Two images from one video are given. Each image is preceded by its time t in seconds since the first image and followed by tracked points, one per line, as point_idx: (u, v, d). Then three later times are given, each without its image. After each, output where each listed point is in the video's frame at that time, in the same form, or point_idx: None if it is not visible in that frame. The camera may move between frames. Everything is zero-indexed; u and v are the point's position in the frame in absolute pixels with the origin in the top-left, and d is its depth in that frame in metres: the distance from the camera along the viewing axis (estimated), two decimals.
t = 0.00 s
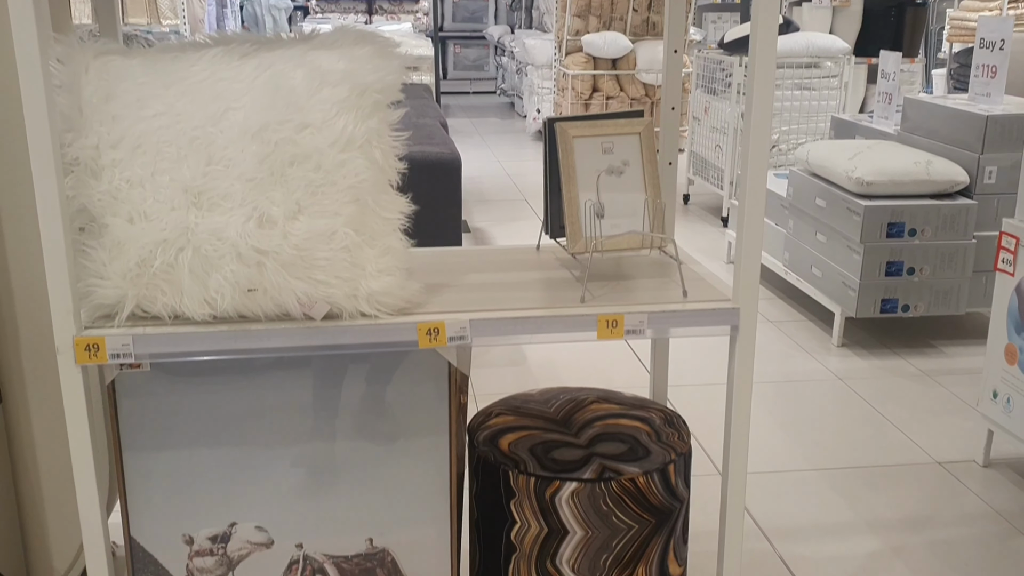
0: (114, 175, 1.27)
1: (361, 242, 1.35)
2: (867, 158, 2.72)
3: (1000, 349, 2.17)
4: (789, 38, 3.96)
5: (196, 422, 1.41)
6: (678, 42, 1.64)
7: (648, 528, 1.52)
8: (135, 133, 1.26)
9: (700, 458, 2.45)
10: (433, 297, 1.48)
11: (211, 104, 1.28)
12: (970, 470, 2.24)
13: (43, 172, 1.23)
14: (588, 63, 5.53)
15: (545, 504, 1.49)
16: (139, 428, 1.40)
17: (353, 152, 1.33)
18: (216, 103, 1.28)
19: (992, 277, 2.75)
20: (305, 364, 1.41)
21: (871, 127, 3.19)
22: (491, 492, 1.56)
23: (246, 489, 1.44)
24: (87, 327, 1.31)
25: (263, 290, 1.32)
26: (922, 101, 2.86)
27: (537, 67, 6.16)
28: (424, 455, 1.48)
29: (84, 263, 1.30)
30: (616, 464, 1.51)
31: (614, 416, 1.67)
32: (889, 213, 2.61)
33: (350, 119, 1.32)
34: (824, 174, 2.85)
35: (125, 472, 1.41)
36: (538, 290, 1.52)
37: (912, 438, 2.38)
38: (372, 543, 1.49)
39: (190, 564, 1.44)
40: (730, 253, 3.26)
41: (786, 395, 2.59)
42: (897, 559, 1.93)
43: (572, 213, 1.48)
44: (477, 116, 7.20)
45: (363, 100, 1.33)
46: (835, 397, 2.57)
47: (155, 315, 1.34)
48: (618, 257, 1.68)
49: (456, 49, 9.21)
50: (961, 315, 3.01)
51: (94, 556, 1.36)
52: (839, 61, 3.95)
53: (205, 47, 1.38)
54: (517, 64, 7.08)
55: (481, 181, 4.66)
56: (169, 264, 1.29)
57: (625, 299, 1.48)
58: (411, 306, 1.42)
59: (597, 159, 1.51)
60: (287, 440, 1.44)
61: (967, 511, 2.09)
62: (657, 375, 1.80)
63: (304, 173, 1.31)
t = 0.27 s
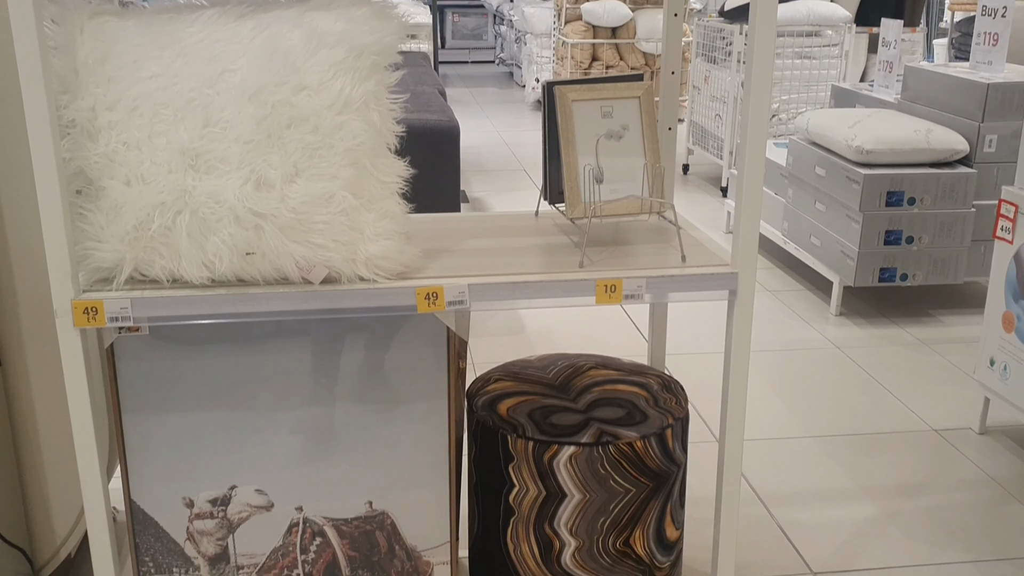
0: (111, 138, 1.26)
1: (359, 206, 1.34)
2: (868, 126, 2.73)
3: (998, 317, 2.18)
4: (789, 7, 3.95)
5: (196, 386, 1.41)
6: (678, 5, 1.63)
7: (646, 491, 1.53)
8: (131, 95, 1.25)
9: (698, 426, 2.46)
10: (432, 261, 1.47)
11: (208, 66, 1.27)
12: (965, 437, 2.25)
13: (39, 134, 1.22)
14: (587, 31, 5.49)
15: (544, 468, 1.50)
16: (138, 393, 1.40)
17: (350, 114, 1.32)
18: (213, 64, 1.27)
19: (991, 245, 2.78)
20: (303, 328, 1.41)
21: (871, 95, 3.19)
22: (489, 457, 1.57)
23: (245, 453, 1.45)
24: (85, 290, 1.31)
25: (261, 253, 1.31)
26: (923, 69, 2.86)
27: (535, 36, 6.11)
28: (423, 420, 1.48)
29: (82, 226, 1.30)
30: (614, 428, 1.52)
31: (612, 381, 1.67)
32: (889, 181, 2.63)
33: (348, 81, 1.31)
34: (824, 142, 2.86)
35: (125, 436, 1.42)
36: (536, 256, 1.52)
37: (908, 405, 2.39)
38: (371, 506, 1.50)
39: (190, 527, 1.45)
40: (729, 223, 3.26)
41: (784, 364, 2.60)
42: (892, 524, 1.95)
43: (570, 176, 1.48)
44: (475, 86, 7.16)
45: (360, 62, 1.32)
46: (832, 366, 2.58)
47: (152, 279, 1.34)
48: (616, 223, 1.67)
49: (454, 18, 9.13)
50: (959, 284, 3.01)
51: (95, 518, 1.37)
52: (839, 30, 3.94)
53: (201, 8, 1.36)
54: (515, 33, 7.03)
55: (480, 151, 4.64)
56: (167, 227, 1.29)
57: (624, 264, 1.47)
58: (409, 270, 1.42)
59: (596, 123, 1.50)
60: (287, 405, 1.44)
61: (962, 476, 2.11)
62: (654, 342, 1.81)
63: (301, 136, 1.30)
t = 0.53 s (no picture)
0: (112, 109, 1.26)
1: (360, 177, 1.34)
2: (870, 101, 2.73)
3: (999, 292, 2.18)
4: None
5: (198, 358, 1.41)
6: None
7: (647, 464, 1.53)
8: (132, 66, 1.25)
9: (698, 401, 2.47)
10: (433, 234, 1.47)
11: (209, 36, 1.27)
12: (964, 411, 2.26)
13: (40, 105, 1.21)
14: (587, 7, 5.45)
15: (545, 441, 1.51)
16: (141, 365, 1.41)
17: (352, 86, 1.32)
18: (214, 34, 1.27)
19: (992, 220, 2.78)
20: (305, 301, 1.42)
21: (873, 71, 3.19)
22: (491, 429, 1.58)
23: (248, 425, 1.45)
24: (87, 262, 1.31)
25: (263, 225, 1.31)
26: (927, 44, 2.86)
27: (535, 11, 6.07)
28: (425, 392, 1.49)
29: (83, 197, 1.30)
30: (615, 401, 1.52)
31: (613, 355, 1.68)
32: (891, 156, 2.64)
33: (349, 52, 1.31)
34: (826, 117, 2.87)
35: (128, 408, 1.42)
36: (538, 229, 1.52)
37: (908, 381, 2.40)
38: (373, 477, 1.51)
39: (193, 497, 1.46)
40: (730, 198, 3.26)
41: (784, 339, 2.60)
42: (891, 498, 1.97)
43: (573, 149, 1.47)
44: (474, 61, 7.12)
45: (361, 32, 1.32)
46: (832, 341, 2.59)
47: (154, 251, 1.34)
48: (618, 197, 1.67)
49: None
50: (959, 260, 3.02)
51: (100, 489, 1.38)
52: (843, 5, 3.96)
53: None
54: (515, 7, 6.98)
55: (479, 127, 4.62)
56: (168, 198, 1.29)
57: (625, 237, 1.47)
58: (411, 243, 1.42)
59: (598, 96, 1.49)
60: (289, 377, 1.44)
61: (960, 450, 2.12)
62: (655, 317, 1.81)
63: (303, 107, 1.29)
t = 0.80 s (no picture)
0: (122, 90, 1.27)
1: (370, 159, 1.34)
2: (878, 85, 2.73)
3: (1006, 277, 2.18)
4: None
5: (208, 339, 1.42)
6: None
7: (654, 446, 1.54)
8: (143, 47, 1.26)
9: (704, 384, 2.47)
10: (442, 216, 1.48)
11: (219, 17, 1.27)
12: (971, 396, 2.27)
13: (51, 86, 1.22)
14: None
15: (552, 423, 1.51)
16: (151, 345, 1.41)
17: (362, 67, 1.32)
18: (223, 15, 1.27)
19: (999, 205, 2.78)
20: (315, 281, 1.42)
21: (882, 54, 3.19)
22: (498, 410, 1.58)
23: (257, 405, 1.46)
24: (97, 242, 1.32)
25: (273, 206, 1.32)
26: (936, 28, 2.86)
27: None
28: (434, 374, 1.49)
29: (94, 178, 1.31)
30: (623, 383, 1.53)
31: (620, 337, 1.68)
32: (898, 140, 2.64)
33: (359, 33, 1.31)
34: (833, 101, 2.87)
35: (139, 387, 1.43)
36: (546, 211, 1.52)
37: (914, 365, 2.40)
38: (383, 458, 1.51)
39: (203, 477, 1.47)
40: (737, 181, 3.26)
41: (790, 324, 2.61)
42: (896, 481, 1.97)
43: (582, 130, 1.47)
44: (480, 45, 7.09)
45: (371, 13, 1.32)
46: (838, 326, 2.59)
47: (165, 232, 1.36)
48: (627, 178, 1.67)
49: None
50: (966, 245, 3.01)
51: (111, 468, 1.39)
52: None
53: None
54: None
55: (485, 111, 4.61)
56: (179, 179, 1.30)
57: (634, 219, 1.47)
58: (420, 225, 1.42)
59: (607, 77, 1.49)
60: (298, 358, 1.45)
61: (966, 434, 2.13)
62: (662, 301, 1.80)
63: (313, 88, 1.30)
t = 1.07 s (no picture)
0: (137, 66, 1.27)
1: (385, 136, 1.34)
2: (889, 67, 2.74)
3: (1016, 259, 2.18)
4: None
5: (223, 316, 1.43)
6: None
7: (665, 424, 1.55)
8: (157, 23, 1.27)
9: (713, 366, 2.48)
10: (455, 194, 1.48)
11: None
12: (980, 378, 2.27)
13: (68, 62, 1.23)
14: None
15: (564, 401, 1.52)
16: (166, 322, 1.42)
17: (376, 44, 1.32)
18: None
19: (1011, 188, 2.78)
20: (329, 258, 1.43)
21: (893, 36, 3.19)
22: (510, 389, 1.59)
23: (271, 382, 1.47)
24: (112, 219, 1.33)
25: (288, 183, 1.32)
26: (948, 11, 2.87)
27: None
28: (446, 352, 1.50)
29: (109, 155, 1.31)
30: (634, 362, 1.54)
31: (631, 318, 1.68)
32: (909, 123, 2.65)
33: (374, 10, 1.31)
34: (844, 83, 2.87)
35: (154, 363, 1.44)
36: (559, 189, 1.53)
37: (923, 347, 2.40)
38: (396, 434, 1.52)
39: (218, 453, 1.48)
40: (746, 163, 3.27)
41: (799, 306, 2.61)
42: (905, 462, 1.98)
43: (595, 109, 1.47)
44: (488, 27, 7.06)
45: None
46: (848, 308, 2.59)
47: (180, 210, 1.35)
48: (639, 158, 1.67)
49: None
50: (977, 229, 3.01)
51: (127, 443, 1.41)
52: None
53: None
54: None
55: (494, 94, 4.59)
56: (194, 156, 1.30)
57: (647, 198, 1.48)
58: (434, 203, 1.42)
59: (621, 55, 1.49)
60: (312, 335, 1.46)
61: (976, 416, 2.13)
62: (672, 280, 1.81)
63: (328, 65, 1.30)
